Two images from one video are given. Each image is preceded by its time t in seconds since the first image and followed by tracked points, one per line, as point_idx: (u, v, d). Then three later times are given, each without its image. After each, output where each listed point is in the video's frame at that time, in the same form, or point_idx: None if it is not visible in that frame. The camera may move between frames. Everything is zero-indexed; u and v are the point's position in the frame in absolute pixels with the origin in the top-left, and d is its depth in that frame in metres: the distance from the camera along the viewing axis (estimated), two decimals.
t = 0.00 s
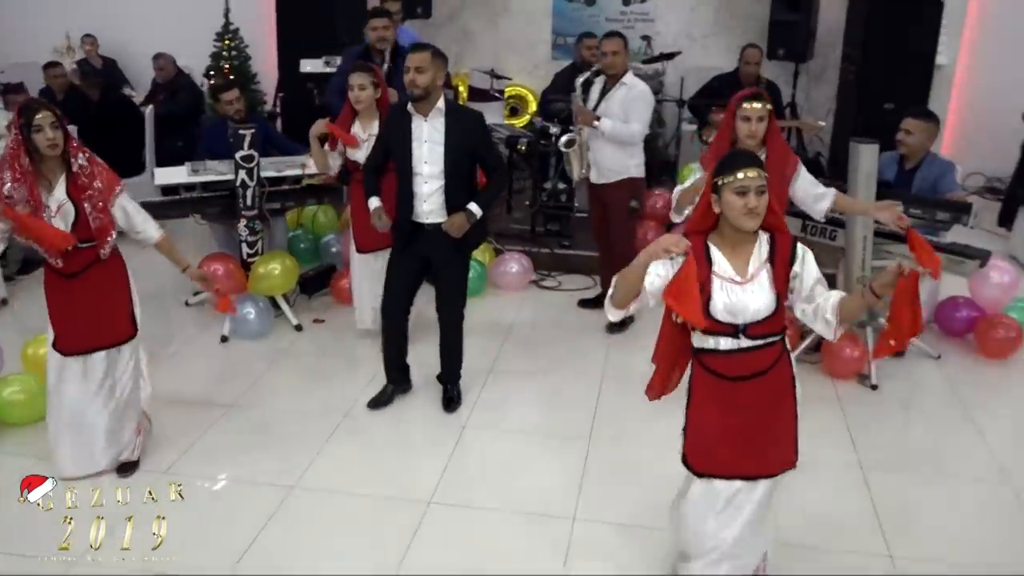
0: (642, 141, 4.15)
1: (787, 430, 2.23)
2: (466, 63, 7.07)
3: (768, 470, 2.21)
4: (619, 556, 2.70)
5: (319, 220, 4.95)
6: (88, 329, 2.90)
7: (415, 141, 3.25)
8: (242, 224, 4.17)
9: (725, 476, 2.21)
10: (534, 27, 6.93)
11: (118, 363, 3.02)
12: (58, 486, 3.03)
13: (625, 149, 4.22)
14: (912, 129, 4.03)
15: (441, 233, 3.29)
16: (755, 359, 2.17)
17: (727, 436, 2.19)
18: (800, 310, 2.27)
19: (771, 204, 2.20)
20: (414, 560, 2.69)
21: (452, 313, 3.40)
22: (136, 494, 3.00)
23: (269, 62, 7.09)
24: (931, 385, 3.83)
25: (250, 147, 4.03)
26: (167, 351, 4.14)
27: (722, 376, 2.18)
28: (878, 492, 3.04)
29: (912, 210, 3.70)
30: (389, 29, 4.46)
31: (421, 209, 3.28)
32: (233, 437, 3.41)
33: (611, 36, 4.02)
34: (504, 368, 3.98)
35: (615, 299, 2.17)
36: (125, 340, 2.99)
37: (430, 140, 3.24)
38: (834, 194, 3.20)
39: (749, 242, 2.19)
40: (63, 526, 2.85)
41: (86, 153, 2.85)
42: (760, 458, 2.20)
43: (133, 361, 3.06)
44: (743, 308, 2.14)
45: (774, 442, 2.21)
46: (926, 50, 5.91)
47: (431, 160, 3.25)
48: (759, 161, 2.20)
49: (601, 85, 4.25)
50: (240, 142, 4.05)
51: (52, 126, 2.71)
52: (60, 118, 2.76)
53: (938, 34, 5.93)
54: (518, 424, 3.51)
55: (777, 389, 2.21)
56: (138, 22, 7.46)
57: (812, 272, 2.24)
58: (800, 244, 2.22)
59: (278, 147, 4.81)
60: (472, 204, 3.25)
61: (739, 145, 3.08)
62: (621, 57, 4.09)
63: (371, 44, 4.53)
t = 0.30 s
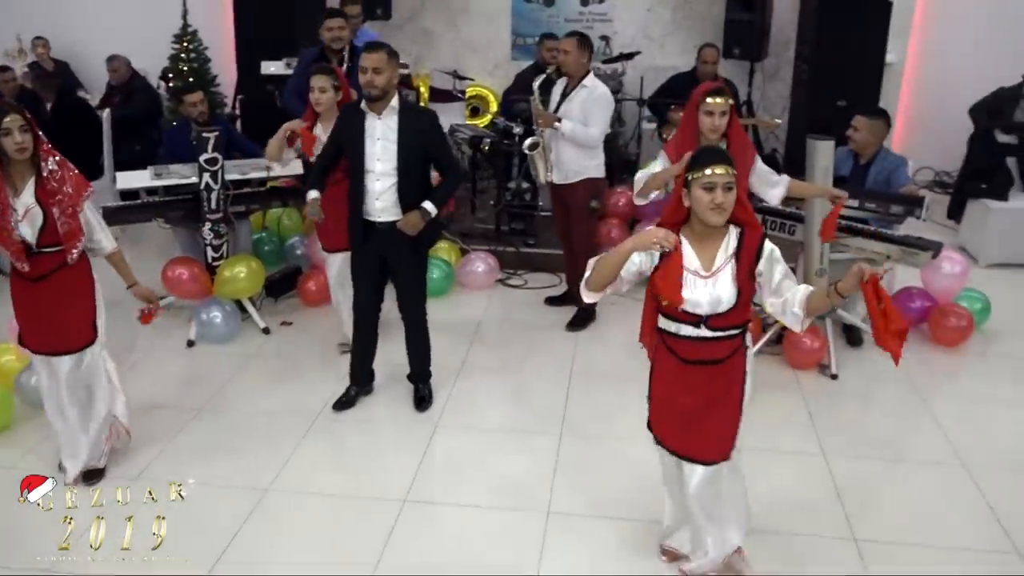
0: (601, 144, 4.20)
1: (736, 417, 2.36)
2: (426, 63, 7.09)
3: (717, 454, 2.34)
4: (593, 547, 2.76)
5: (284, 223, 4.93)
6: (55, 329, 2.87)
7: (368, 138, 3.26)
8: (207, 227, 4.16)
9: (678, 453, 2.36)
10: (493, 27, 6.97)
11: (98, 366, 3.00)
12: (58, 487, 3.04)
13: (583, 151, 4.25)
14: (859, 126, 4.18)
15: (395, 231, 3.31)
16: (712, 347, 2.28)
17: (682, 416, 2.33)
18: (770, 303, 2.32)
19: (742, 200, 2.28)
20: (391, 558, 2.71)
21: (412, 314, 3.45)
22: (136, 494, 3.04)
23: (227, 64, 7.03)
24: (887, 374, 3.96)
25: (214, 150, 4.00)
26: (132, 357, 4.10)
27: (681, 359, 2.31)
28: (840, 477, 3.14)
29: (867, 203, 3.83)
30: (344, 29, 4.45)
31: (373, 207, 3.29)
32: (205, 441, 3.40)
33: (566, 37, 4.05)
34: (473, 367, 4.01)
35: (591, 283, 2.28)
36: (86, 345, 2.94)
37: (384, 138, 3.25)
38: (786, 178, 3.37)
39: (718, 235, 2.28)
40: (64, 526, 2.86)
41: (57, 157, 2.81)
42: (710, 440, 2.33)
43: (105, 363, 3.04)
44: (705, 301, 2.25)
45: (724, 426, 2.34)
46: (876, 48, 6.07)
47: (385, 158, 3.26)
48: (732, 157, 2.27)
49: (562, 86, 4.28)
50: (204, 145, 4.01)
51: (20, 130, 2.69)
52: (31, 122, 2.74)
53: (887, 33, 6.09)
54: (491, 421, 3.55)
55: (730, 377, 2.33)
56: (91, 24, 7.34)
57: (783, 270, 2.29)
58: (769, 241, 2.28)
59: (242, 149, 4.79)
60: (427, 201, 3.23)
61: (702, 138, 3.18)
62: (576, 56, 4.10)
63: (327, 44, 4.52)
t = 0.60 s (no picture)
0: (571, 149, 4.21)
1: (698, 416, 2.38)
2: (397, 66, 7.09)
3: (670, 452, 2.40)
4: (573, 543, 2.80)
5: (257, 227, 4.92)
6: (21, 350, 2.84)
7: (322, 143, 3.26)
8: (179, 232, 4.13)
9: (635, 447, 2.46)
10: (464, 29, 6.99)
11: (53, 386, 2.97)
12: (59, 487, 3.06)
13: (553, 155, 4.26)
14: (823, 126, 4.27)
15: (351, 234, 3.31)
16: (667, 346, 2.33)
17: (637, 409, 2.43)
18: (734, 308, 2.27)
19: (709, 202, 2.32)
20: (374, 558, 2.73)
21: (384, 317, 3.45)
22: (135, 495, 3.04)
23: (195, 67, 6.97)
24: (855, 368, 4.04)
25: (186, 154, 3.97)
26: (104, 364, 4.07)
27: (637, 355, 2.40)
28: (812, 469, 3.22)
29: (834, 202, 3.92)
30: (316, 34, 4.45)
31: (329, 210, 3.30)
32: (180, 447, 3.38)
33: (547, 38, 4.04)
34: (450, 368, 4.03)
35: (562, 271, 2.37)
36: (51, 362, 2.92)
37: (337, 142, 3.25)
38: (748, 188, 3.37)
39: (683, 232, 2.33)
40: (64, 526, 2.86)
41: (23, 167, 2.75)
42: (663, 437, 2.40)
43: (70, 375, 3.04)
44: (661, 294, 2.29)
45: (680, 425, 2.38)
46: (841, 49, 6.17)
47: (339, 162, 3.27)
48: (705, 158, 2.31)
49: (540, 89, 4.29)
50: (176, 150, 3.98)
51: None
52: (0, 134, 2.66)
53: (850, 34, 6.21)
54: (468, 421, 3.57)
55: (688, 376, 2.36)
56: (56, 27, 7.25)
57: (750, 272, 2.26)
58: (734, 244, 2.27)
59: (213, 153, 4.77)
60: (381, 203, 3.24)
61: (664, 139, 3.23)
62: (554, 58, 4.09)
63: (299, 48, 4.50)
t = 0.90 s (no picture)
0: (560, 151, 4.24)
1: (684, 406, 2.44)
2: (385, 67, 7.11)
3: (659, 444, 2.44)
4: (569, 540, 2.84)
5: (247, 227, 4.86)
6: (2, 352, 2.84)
7: (314, 145, 3.27)
8: (170, 234, 4.13)
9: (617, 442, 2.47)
10: (452, 30, 7.01)
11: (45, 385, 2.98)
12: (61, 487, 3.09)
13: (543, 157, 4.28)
14: (810, 127, 4.32)
15: (342, 235, 3.32)
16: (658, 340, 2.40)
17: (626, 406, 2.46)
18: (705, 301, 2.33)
19: (690, 198, 2.41)
20: (372, 555, 2.77)
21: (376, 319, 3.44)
22: (136, 495, 3.07)
23: (183, 69, 6.97)
24: (843, 366, 4.09)
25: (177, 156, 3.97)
26: (96, 366, 4.07)
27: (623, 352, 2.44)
28: (803, 465, 3.27)
29: (821, 202, 3.98)
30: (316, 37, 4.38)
31: (321, 212, 3.30)
32: (174, 449, 3.39)
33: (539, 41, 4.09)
34: (443, 368, 4.06)
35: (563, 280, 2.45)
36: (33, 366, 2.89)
37: (329, 144, 3.27)
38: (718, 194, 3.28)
39: (667, 229, 2.41)
40: (64, 526, 2.89)
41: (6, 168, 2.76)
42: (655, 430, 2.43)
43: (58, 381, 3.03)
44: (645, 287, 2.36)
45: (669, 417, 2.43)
46: (826, 49, 6.24)
47: (331, 164, 3.29)
48: (688, 157, 2.40)
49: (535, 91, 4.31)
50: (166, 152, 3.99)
51: None
52: None
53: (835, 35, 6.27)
54: (462, 421, 3.60)
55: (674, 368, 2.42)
56: (42, 30, 7.22)
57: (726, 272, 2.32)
58: (715, 239, 2.35)
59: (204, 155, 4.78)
60: (374, 203, 3.27)
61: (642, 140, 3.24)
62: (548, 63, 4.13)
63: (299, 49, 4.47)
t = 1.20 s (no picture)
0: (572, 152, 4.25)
1: (678, 396, 2.48)
2: (397, 68, 7.15)
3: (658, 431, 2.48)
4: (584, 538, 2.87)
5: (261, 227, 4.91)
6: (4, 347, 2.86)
7: (344, 147, 3.29)
8: (188, 233, 4.19)
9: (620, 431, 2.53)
10: (463, 31, 7.05)
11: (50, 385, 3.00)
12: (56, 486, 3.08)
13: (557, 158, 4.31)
14: (821, 128, 4.34)
15: (374, 234, 3.39)
16: (652, 329, 2.44)
17: (622, 396, 2.50)
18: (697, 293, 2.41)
19: (687, 193, 2.43)
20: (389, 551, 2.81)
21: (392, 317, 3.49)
22: (135, 495, 3.09)
23: (197, 70, 7.03)
24: (854, 366, 4.12)
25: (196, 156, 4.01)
26: (114, 364, 4.12)
27: (621, 341, 2.47)
28: (815, 464, 3.29)
29: (833, 203, 3.99)
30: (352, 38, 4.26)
31: (353, 212, 3.35)
32: (191, 446, 3.43)
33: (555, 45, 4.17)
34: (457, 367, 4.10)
35: (561, 278, 2.50)
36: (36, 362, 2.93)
37: (359, 145, 3.30)
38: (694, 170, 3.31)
39: (666, 225, 2.43)
40: (64, 526, 2.89)
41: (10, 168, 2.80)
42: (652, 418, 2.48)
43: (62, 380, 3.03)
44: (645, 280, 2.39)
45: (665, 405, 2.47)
46: (837, 50, 6.25)
47: (362, 164, 3.32)
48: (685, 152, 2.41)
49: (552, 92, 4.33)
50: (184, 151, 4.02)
51: None
52: None
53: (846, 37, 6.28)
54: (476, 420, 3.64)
55: (670, 357, 2.46)
56: (58, 31, 7.29)
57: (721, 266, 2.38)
58: (712, 234, 2.38)
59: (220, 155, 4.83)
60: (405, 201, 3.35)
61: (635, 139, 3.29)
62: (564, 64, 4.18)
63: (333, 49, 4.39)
